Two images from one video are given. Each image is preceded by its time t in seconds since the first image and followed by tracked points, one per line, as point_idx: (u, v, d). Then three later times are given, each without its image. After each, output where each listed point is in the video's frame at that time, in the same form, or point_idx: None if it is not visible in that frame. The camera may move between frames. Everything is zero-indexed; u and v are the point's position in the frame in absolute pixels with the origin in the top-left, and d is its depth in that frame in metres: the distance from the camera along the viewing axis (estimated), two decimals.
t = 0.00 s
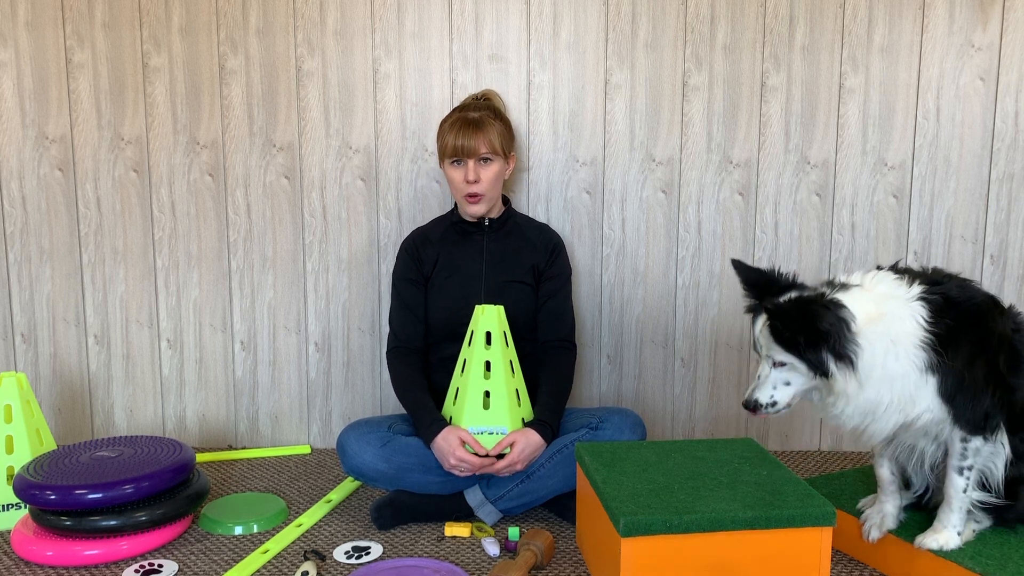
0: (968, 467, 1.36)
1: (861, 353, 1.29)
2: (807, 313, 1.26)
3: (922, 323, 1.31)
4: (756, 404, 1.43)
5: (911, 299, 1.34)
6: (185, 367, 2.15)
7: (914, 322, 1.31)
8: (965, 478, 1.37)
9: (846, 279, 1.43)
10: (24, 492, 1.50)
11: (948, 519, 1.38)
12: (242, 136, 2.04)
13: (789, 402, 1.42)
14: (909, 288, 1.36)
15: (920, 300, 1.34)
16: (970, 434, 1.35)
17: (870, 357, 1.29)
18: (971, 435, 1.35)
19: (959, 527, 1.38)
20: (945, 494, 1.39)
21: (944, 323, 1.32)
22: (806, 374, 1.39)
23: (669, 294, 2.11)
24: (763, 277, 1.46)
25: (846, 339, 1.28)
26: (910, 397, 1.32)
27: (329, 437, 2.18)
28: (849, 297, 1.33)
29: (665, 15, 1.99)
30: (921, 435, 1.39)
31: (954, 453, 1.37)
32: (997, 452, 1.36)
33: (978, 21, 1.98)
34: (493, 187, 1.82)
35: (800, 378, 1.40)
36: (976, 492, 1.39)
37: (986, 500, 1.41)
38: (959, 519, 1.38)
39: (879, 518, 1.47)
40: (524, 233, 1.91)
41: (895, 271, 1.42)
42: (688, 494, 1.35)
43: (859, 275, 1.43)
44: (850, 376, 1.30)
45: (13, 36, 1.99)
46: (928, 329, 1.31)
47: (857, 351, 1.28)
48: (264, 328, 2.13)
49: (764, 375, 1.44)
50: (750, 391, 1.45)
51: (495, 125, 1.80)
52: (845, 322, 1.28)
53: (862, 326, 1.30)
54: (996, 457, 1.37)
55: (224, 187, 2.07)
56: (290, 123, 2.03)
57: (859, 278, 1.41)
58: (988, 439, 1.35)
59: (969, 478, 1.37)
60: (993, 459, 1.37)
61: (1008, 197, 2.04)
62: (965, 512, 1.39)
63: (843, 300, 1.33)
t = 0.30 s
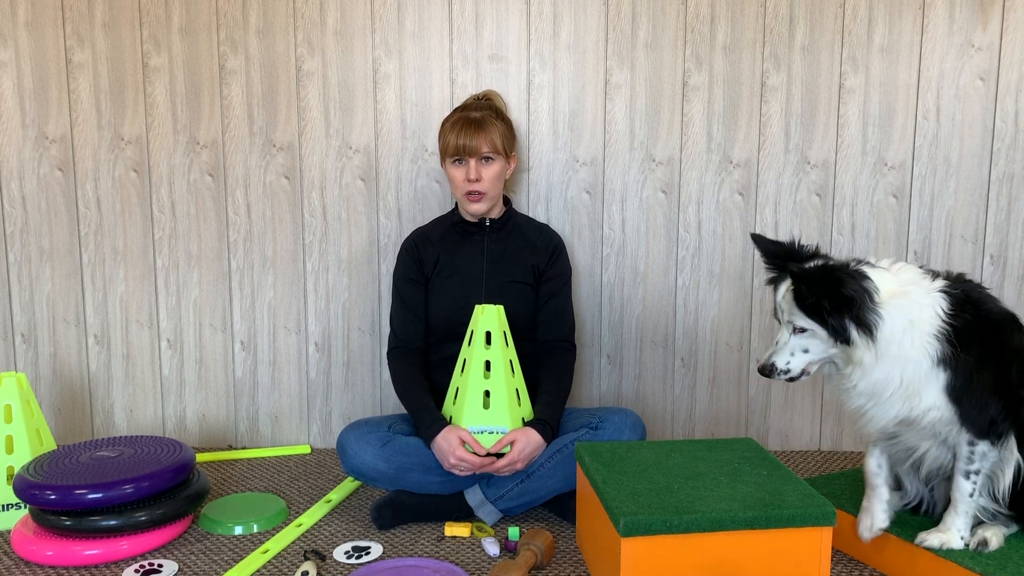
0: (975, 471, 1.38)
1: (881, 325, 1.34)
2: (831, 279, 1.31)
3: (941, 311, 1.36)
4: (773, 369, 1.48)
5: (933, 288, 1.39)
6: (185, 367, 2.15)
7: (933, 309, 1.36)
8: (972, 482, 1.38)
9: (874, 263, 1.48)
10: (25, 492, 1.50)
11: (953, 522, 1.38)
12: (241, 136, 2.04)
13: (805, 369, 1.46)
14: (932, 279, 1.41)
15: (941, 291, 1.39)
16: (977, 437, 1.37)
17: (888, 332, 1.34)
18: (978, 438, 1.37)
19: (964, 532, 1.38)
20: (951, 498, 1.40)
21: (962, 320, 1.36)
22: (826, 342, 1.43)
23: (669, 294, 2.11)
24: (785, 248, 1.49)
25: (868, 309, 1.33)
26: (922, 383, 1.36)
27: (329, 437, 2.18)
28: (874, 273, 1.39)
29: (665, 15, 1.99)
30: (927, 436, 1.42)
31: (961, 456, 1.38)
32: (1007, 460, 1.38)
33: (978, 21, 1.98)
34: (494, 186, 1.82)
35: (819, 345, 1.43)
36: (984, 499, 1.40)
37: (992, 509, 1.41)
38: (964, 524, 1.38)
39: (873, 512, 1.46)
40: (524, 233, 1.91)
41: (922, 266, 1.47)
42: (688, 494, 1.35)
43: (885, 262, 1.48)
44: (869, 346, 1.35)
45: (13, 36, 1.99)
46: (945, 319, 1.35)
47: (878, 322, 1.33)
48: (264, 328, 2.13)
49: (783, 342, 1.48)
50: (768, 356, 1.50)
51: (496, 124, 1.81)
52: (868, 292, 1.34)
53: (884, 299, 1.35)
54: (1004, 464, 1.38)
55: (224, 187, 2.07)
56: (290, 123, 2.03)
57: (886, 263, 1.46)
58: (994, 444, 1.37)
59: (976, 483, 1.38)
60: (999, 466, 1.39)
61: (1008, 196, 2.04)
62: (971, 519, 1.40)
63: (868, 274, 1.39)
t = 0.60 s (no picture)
0: (973, 470, 1.39)
1: (877, 321, 1.34)
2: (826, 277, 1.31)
3: (938, 307, 1.37)
4: (772, 366, 1.48)
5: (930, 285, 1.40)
6: (185, 367, 2.15)
7: (930, 305, 1.37)
8: (970, 481, 1.38)
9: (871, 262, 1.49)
10: (24, 492, 1.50)
11: (953, 521, 1.39)
12: (241, 136, 2.04)
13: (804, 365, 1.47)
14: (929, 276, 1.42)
15: (939, 287, 1.40)
16: (975, 435, 1.38)
17: (884, 327, 1.35)
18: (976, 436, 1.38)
19: (964, 531, 1.38)
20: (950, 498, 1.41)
21: (960, 316, 1.37)
22: (823, 338, 1.44)
23: (669, 294, 2.11)
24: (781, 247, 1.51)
25: (864, 306, 1.34)
26: (919, 380, 1.37)
27: (329, 437, 2.18)
28: (871, 270, 1.40)
29: (665, 15, 1.99)
30: (927, 434, 1.43)
31: (959, 455, 1.39)
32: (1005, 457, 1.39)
33: (978, 21, 1.98)
34: (495, 185, 1.82)
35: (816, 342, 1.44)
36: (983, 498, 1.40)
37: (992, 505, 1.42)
38: (964, 523, 1.38)
39: (886, 513, 1.48)
40: (524, 234, 1.91)
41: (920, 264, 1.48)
42: (689, 494, 1.35)
43: (883, 261, 1.49)
44: (866, 343, 1.36)
45: (13, 36, 1.99)
46: (943, 316, 1.37)
47: (874, 318, 1.34)
48: (264, 328, 2.13)
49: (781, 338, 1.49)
50: (767, 353, 1.50)
51: (497, 124, 1.81)
52: (863, 289, 1.34)
53: (880, 295, 1.36)
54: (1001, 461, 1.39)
55: (224, 187, 2.07)
56: (290, 123, 2.03)
57: (883, 261, 1.47)
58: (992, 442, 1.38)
59: (974, 482, 1.39)
60: (996, 463, 1.39)
61: (1008, 196, 2.04)
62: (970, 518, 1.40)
63: (864, 271, 1.40)
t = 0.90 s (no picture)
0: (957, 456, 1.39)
1: (870, 313, 1.37)
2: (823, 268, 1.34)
3: (930, 299, 1.39)
4: (765, 354, 1.51)
5: (921, 276, 1.42)
6: (185, 367, 2.15)
7: (922, 296, 1.39)
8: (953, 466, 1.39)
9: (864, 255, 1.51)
10: (24, 492, 1.50)
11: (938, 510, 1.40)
12: (241, 136, 2.04)
13: (798, 354, 1.50)
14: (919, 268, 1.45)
15: (929, 279, 1.42)
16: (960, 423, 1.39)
17: (878, 319, 1.38)
18: (964, 421, 1.38)
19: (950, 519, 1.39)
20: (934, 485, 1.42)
21: (949, 307, 1.38)
22: (817, 327, 1.47)
23: (669, 294, 2.11)
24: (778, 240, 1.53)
25: (859, 297, 1.37)
26: (908, 369, 1.39)
27: (329, 437, 2.18)
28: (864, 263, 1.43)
29: (665, 14, 1.99)
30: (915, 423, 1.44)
31: (943, 438, 1.40)
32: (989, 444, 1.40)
33: (978, 21, 1.98)
34: (499, 183, 1.83)
35: (812, 332, 1.47)
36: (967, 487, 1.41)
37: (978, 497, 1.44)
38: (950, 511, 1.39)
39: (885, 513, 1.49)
40: (523, 234, 1.92)
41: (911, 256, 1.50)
42: (688, 494, 1.35)
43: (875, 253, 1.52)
44: (861, 333, 1.39)
45: (13, 36, 1.99)
46: (934, 306, 1.38)
47: (868, 309, 1.37)
48: (264, 328, 2.13)
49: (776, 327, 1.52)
50: (761, 342, 1.53)
51: (502, 123, 1.83)
52: (858, 281, 1.37)
53: (874, 288, 1.39)
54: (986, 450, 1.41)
55: (224, 187, 2.07)
56: (290, 124, 2.03)
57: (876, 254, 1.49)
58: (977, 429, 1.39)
59: (954, 466, 1.39)
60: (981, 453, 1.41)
61: (1008, 196, 2.04)
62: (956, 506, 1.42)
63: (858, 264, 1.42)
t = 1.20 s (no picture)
0: (949, 462, 1.41)
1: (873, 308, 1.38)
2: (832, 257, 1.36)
3: (938, 301, 1.39)
4: (762, 333, 1.53)
5: (931, 278, 1.42)
6: (185, 367, 2.15)
7: (929, 297, 1.39)
8: (947, 472, 1.41)
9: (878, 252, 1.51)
10: (24, 492, 1.50)
11: (929, 510, 1.43)
12: (241, 136, 2.04)
13: (794, 337, 1.52)
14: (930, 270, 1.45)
15: (940, 282, 1.42)
16: (952, 429, 1.40)
17: (881, 315, 1.38)
18: (950, 431, 1.40)
19: (940, 519, 1.42)
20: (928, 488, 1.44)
21: (956, 313, 1.38)
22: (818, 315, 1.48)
23: (669, 294, 2.11)
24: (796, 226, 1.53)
25: (864, 291, 1.37)
26: (907, 369, 1.39)
27: (329, 437, 2.18)
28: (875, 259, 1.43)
29: (665, 14, 1.99)
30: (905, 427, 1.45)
31: (935, 448, 1.41)
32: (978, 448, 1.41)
33: (978, 21, 1.98)
34: (496, 179, 1.83)
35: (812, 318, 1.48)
36: (959, 488, 1.43)
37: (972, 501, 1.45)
38: (941, 512, 1.42)
39: (885, 512, 1.48)
40: (524, 235, 1.92)
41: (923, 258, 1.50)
42: (688, 494, 1.35)
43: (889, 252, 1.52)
44: (861, 327, 1.39)
45: (13, 36, 1.99)
46: (939, 308, 1.38)
47: (870, 305, 1.38)
48: (264, 328, 2.13)
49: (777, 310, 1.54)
50: (761, 321, 1.55)
51: (498, 120, 1.84)
52: (865, 276, 1.38)
53: (881, 284, 1.39)
54: (977, 453, 1.42)
55: (224, 187, 2.07)
56: (290, 124, 2.03)
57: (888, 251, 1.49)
58: (968, 437, 1.40)
59: (951, 473, 1.41)
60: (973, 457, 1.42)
61: (1008, 196, 2.04)
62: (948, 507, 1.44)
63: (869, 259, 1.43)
